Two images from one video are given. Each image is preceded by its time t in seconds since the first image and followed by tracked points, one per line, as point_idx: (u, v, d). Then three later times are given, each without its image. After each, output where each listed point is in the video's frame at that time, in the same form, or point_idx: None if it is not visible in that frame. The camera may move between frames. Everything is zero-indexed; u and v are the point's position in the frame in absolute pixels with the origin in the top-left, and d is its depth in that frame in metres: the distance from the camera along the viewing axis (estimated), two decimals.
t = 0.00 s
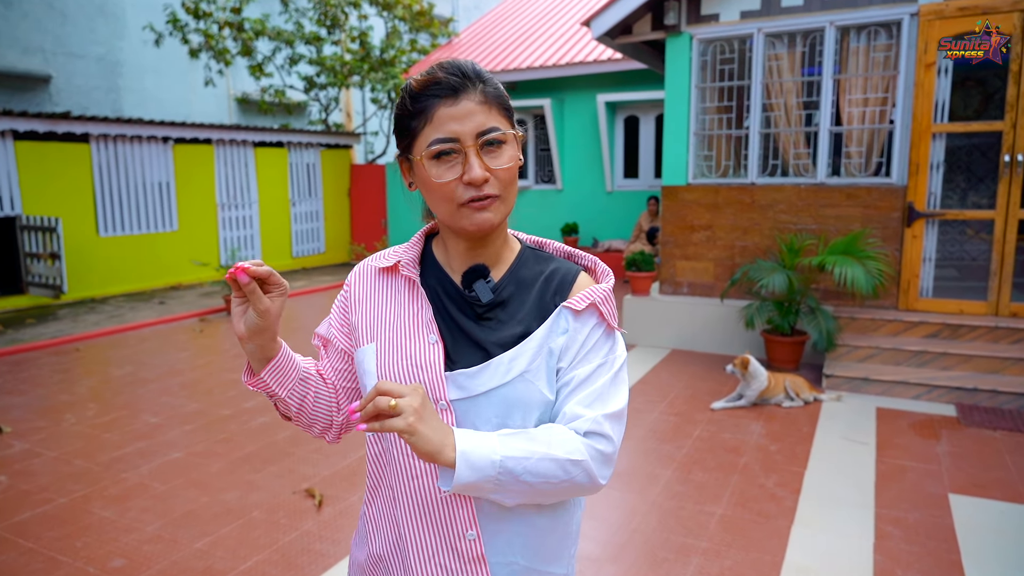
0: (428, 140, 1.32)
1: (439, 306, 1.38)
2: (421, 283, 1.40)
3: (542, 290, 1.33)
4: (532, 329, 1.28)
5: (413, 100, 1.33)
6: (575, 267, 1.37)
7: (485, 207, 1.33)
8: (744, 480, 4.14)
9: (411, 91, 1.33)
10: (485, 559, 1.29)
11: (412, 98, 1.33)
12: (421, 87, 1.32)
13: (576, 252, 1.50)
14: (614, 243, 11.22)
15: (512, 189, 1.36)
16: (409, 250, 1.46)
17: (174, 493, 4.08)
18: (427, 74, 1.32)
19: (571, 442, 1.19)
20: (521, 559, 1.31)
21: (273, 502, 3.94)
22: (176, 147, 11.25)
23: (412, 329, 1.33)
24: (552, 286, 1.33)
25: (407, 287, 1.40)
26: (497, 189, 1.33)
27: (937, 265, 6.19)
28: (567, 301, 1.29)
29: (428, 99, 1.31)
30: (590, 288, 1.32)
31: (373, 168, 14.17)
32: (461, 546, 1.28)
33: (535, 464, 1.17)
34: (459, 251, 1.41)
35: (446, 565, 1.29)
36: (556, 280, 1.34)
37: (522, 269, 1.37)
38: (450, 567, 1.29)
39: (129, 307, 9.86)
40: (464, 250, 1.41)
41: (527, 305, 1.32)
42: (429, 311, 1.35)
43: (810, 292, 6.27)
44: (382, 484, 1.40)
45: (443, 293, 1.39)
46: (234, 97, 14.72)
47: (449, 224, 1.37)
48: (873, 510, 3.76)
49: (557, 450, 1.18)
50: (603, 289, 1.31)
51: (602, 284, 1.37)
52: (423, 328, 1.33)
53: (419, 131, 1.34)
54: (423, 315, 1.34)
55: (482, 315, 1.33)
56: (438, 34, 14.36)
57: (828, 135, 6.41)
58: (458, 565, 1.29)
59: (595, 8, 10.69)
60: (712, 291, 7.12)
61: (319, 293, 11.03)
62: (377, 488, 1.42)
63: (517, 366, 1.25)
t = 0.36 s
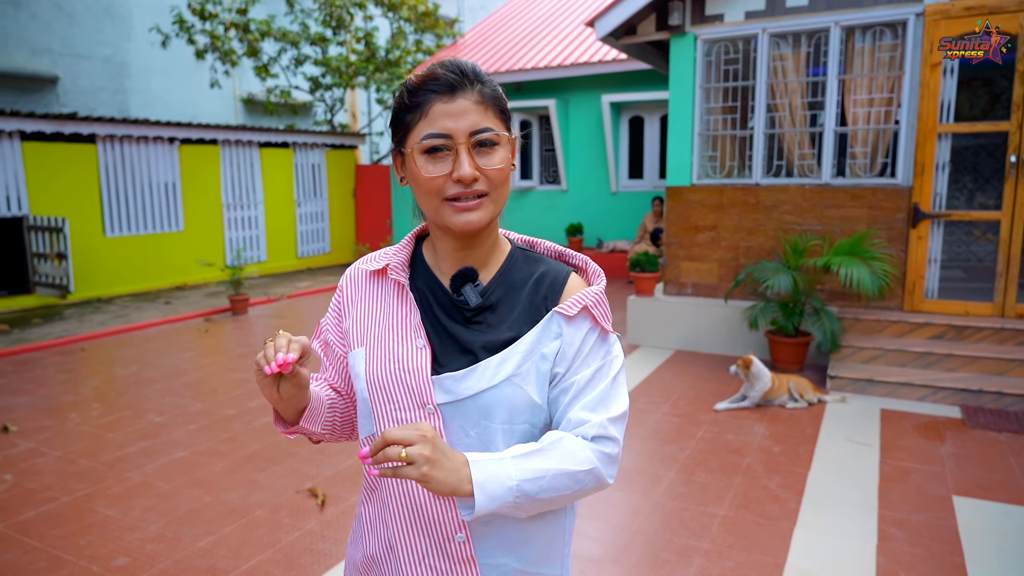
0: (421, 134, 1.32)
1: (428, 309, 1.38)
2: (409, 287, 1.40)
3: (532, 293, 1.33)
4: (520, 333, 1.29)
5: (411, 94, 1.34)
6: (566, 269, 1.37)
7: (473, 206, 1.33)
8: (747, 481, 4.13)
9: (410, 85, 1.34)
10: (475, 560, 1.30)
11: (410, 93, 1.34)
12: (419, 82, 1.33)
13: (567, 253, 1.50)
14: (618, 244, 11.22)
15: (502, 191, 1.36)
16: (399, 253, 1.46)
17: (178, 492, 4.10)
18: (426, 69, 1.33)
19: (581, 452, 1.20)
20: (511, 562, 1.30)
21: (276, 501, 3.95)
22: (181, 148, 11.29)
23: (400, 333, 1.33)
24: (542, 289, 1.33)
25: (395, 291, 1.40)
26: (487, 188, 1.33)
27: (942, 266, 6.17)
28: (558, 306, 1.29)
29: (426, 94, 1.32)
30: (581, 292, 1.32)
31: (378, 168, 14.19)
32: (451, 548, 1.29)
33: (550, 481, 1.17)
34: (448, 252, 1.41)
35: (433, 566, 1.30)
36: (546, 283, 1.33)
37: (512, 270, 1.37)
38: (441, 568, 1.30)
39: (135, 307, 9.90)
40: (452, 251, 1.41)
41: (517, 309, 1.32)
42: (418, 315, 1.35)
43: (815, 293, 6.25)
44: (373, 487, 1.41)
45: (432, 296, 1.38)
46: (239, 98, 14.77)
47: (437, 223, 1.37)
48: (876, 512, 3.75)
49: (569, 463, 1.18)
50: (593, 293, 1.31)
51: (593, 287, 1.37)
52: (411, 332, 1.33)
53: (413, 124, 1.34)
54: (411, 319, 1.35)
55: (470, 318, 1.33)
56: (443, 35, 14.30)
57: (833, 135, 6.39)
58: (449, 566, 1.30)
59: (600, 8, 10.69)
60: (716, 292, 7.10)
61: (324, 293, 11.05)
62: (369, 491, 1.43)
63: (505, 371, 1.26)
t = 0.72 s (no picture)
0: (410, 140, 1.34)
1: (424, 314, 1.39)
2: (403, 292, 1.41)
3: (524, 293, 1.35)
4: (516, 334, 1.31)
5: (400, 100, 1.35)
6: (555, 269, 1.40)
7: (462, 210, 1.34)
8: (748, 482, 4.14)
9: (399, 91, 1.36)
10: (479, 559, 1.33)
11: (399, 98, 1.36)
12: (409, 88, 1.35)
13: (555, 252, 1.52)
14: (622, 244, 11.24)
15: (491, 194, 1.37)
16: (391, 257, 1.47)
17: (182, 492, 4.13)
18: (415, 75, 1.35)
19: (575, 444, 1.24)
20: (514, 557, 1.34)
21: (279, 501, 3.98)
22: (186, 149, 11.34)
23: (396, 338, 1.35)
24: (534, 290, 1.35)
25: (390, 297, 1.41)
26: (476, 193, 1.35)
27: (944, 268, 6.17)
28: (550, 305, 1.31)
29: (415, 99, 1.34)
30: (572, 290, 1.35)
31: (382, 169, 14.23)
32: (455, 548, 1.32)
33: (545, 469, 1.21)
34: (439, 257, 1.42)
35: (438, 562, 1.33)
36: (538, 283, 1.36)
37: (504, 272, 1.39)
38: (445, 568, 1.33)
39: (140, 308, 9.95)
40: (444, 255, 1.42)
41: (510, 309, 1.34)
42: (414, 320, 1.37)
43: (817, 294, 6.25)
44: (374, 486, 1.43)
45: (426, 301, 1.40)
46: (244, 99, 14.84)
47: (427, 227, 1.38)
48: (876, 513, 3.76)
49: (560, 452, 1.22)
50: (584, 292, 1.34)
51: (583, 286, 1.39)
52: (408, 337, 1.34)
53: (403, 130, 1.36)
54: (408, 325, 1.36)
55: (465, 321, 1.35)
56: (447, 36, 14.22)
57: (836, 136, 6.39)
58: (453, 565, 1.32)
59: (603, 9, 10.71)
60: (719, 293, 7.11)
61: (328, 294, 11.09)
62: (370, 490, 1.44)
63: (502, 372, 1.28)
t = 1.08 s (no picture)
0: (409, 139, 1.38)
1: (422, 313, 1.41)
2: (402, 291, 1.42)
3: (523, 293, 1.40)
4: (516, 334, 1.35)
5: (401, 100, 1.39)
6: (551, 270, 1.45)
7: (457, 209, 1.37)
8: (746, 480, 4.18)
9: (401, 92, 1.39)
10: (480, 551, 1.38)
11: (400, 99, 1.40)
12: (409, 89, 1.39)
13: (547, 252, 1.56)
14: (622, 244, 11.27)
15: (486, 195, 1.41)
16: (388, 256, 1.48)
17: (184, 489, 4.17)
18: (417, 78, 1.38)
19: (591, 445, 1.29)
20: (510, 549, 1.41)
21: (280, 498, 4.01)
22: (188, 149, 11.39)
23: (396, 337, 1.37)
24: (533, 290, 1.40)
25: (388, 296, 1.42)
26: (472, 193, 1.38)
27: (943, 268, 6.20)
28: (551, 306, 1.36)
29: (416, 100, 1.37)
30: (571, 292, 1.40)
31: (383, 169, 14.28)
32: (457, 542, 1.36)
33: (576, 484, 1.26)
34: (436, 256, 1.44)
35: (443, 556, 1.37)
36: (536, 284, 1.41)
37: (501, 273, 1.43)
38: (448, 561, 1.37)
39: (142, 308, 9.99)
40: (440, 253, 1.44)
41: (510, 309, 1.39)
42: (414, 319, 1.39)
43: (816, 294, 6.28)
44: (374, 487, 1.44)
45: (424, 299, 1.42)
46: (246, 100, 14.89)
47: (423, 224, 1.41)
48: (873, 510, 3.79)
49: (583, 461, 1.28)
50: (583, 292, 1.39)
51: (578, 286, 1.45)
52: (408, 336, 1.37)
53: (402, 129, 1.39)
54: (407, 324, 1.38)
55: (464, 319, 1.38)
56: (448, 36, 14.29)
57: (835, 137, 6.42)
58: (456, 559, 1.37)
59: (603, 10, 10.75)
60: (718, 293, 7.14)
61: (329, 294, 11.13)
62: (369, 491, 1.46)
63: (504, 369, 1.32)
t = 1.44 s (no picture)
0: (428, 126, 1.42)
1: (435, 299, 1.44)
2: (415, 276, 1.46)
3: (534, 281, 1.44)
4: (527, 319, 1.39)
5: (421, 89, 1.43)
6: (561, 258, 1.49)
7: (471, 197, 1.41)
8: (746, 473, 4.22)
9: (422, 81, 1.44)
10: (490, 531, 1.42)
11: (420, 88, 1.44)
12: (431, 78, 1.43)
13: (557, 242, 1.60)
14: (622, 243, 11.31)
15: (499, 185, 1.44)
16: (401, 242, 1.51)
17: (189, 483, 4.20)
18: (439, 68, 1.43)
19: (616, 420, 1.37)
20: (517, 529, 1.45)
21: (284, 492, 4.04)
22: (189, 148, 11.42)
23: (410, 322, 1.40)
24: (543, 278, 1.44)
25: (402, 282, 1.45)
26: (485, 182, 1.41)
27: (941, 265, 6.24)
28: (562, 293, 1.41)
29: (436, 89, 1.41)
30: (581, 279, 1.45)
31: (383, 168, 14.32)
32: (468, 521, 1.40)
33: (614, 453, 1.34)
34: (449, 243, 1.48)
35: (457, 534, 1.41)
36: (547, 272, 1.45)
37: (513, 261, 1.47)
38: (458, 541, 1.41)
39: (144, 306, 10.02)
40: (454, 241, 1.48)
41: (521, 295, 1.43)
42: (426, 304, 1.42)
43: (815, 291, 6.31)
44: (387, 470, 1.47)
45: (437, 285, 1.45)
46: (246, 99, 14.93)
47: (437, 211, 1.44)
48: (872, 503, 3.83)
49: (616, 432, 1.35)
50: (593, 279, 1.44)
51: (587, 274, 1.49)
52: (421, 321, 1.40)
53: (421, 117, 1.43)
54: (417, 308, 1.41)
55: (476, 305, 1.41)
56: (447, 36, 14.34)
57: (834, 135, 6.46)
58: (466, 538, 1.41)
59: (603, 9, 10.78)
60: (718, 290, 7.18)
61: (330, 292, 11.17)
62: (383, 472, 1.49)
63: (516, 353, 1.36)
